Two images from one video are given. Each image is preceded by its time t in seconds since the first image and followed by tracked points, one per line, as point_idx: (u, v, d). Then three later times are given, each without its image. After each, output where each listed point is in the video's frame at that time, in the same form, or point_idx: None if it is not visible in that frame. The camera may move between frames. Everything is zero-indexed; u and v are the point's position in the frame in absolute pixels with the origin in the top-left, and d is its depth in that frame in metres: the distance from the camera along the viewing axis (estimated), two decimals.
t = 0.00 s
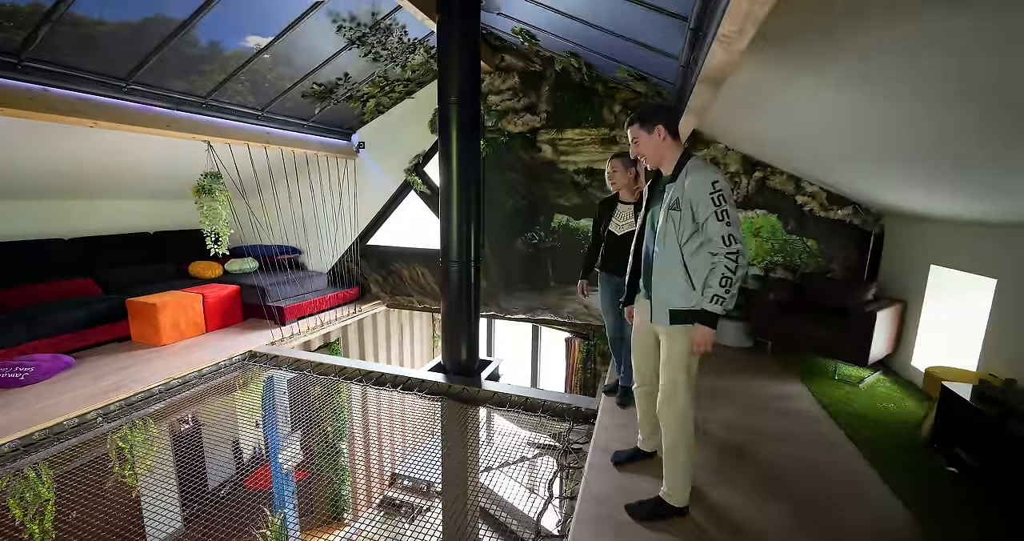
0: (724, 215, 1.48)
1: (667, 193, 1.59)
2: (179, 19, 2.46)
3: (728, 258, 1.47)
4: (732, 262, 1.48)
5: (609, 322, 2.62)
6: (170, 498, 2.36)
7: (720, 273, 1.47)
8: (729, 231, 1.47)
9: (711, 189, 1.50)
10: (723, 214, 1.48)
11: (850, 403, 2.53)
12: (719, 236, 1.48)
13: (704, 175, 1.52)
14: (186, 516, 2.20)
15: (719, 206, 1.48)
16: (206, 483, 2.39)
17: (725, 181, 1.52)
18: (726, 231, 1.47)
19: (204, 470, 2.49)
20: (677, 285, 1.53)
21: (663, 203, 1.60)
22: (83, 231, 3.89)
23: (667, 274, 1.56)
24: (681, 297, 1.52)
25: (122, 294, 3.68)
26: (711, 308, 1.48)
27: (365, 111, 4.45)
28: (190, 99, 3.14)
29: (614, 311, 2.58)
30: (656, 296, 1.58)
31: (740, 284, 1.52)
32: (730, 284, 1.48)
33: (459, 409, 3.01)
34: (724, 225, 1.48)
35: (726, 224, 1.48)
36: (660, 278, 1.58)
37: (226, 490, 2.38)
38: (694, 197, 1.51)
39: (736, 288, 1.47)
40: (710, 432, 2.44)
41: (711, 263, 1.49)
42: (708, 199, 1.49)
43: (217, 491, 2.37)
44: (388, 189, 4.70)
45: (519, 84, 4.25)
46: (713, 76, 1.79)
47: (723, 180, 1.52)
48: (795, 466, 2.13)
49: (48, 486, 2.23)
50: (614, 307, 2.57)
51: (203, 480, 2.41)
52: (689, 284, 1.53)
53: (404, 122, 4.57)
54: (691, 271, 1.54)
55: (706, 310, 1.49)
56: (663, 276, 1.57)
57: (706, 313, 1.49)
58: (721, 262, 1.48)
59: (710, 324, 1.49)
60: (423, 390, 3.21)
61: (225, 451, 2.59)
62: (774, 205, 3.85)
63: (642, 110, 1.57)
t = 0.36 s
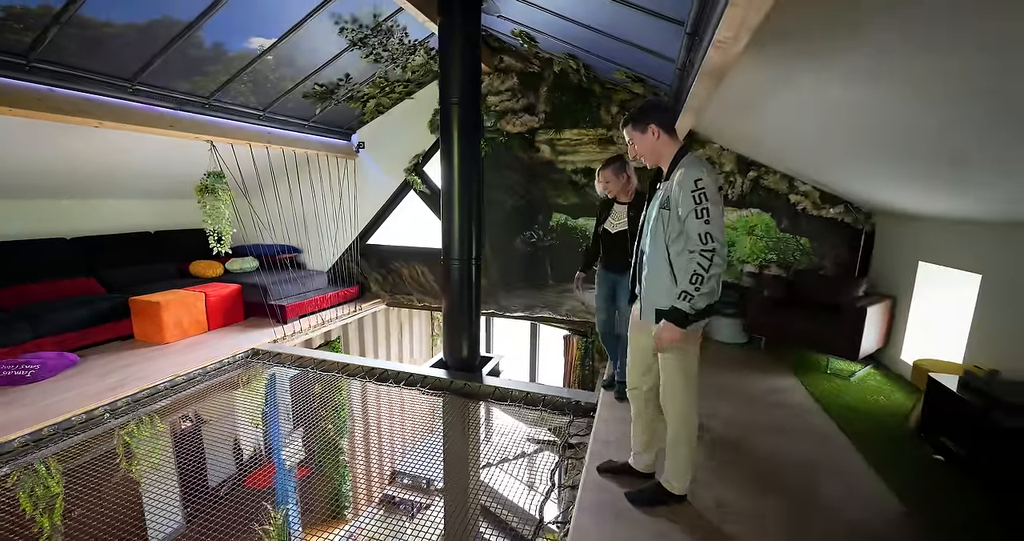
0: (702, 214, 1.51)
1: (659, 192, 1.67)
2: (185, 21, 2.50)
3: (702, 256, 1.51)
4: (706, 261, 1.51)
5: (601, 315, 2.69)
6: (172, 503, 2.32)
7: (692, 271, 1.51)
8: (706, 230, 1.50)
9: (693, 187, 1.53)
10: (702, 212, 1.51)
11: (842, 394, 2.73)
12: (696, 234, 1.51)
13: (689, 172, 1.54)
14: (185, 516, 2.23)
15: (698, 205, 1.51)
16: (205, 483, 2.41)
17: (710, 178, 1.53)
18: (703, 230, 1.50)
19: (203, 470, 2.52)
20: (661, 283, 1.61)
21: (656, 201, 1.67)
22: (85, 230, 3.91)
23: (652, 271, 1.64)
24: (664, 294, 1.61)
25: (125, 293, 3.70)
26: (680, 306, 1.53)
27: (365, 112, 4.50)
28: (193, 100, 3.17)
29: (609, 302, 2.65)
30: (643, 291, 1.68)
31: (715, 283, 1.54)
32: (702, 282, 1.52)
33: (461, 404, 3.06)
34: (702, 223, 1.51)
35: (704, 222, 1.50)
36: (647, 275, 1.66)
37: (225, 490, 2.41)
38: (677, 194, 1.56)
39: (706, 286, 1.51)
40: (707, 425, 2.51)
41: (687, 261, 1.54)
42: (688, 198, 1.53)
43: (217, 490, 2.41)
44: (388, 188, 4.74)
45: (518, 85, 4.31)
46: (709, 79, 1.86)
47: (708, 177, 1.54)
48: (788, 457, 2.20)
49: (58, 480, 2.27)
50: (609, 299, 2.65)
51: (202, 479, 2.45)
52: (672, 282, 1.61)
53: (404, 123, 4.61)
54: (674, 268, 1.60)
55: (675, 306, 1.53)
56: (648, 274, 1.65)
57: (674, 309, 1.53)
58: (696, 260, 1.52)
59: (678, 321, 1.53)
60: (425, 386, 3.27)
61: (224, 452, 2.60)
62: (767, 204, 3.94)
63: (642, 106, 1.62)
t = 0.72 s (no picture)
0: (694, 214, 1.57)
1: (650, 190, 1.71)
2: (185, 22, 2.52)
3: (694, 256, 1.58)
4: (698, 261, 1.58)
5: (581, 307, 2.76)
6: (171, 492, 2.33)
7: (686, 270, 1.58)
8: (698, 230, 1.56)
9: (684, 187, 1.58)
10: (693, 213, 1.57)
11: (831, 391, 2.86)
12: (688, 234, 1.58)
13: (680, 172, 1.60)
14: (184, 514, 2.24)
15: (691, 205, 1.57)
16: (203, 483, 2.42)
17: (700, 178, 1.59)
18: (695, 230, 1.57)
19: (201, 468, 2.52)
20: (652, 280, 1.66)
21: (647, 199, 1.71)
22: (82, 230, 3.91)
23: (643, 268, 1.68)
24: (655, 291, 1.65)
25: (123, 292, 3.71)
26: (675, 304, 1.60)
27: (362, 112, 4.52)
28: (192, 99, 3.19)
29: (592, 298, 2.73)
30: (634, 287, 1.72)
31: (707, 280, 1.62)
32: (694, 281, 1.59)
33: (460, 400, 3.11)
34: (693, 223, 1.57)
35: (695, 223, 1.57)
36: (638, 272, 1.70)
37: (224, 488, 2.42)
38: (668, 194, 1.61)
39: (698, 285, 1.59)
40: (701, 418, 2.57)
41: (680, 260, 1.60)
42: (681, 198, 1.58)
43: (216, 489, 2.42)
44: (385, 188, 4.77)
45: (515, 86, 4.36)
46: (703, 81, 1.92)
47: (698, 177, 1.60)
48: (778, 447, 2.27)
49: (60, 477, 2.28)
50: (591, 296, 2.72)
51: (200, 479, 2.45)
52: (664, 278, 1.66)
53: (401, 123, 4.64)
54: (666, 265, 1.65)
55: (671, 304, 1.60)
56: (640, 270, 1.69)
57: (670, 307, 1.60)
58: (688, 259, 1.58)
59: (671, 317, 1.60)
60: (424, 382, 3.32)
61: (222, 449, 2.61)
62: (760, 203, 4.05)
63: (637, 106, 1.67)
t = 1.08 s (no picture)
0: (682, 205, 1.61)
1: (638, 185, 1.75)
2: (184, 21, 2.53)
3: (683, 245, 1.61)
4: (687, 249, 1.61)
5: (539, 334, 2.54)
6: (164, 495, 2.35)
7: (675, 259, 1.61)
8: (686, 220, 1.60)
9: (671, 179, 1.63)
10: (681, 203, 1.61)
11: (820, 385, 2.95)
12: (676, 225, 1.61)
13: (667, 165, 1.64)
14: (180, 515, 2.24)
15: (677, 195, 1.61)
16: (198, 482, 2.42)
17: (685, 171, 1.64)
18: (683, 219, 1.60)
19: (196, 467, 2.52)
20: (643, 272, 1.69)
21: (635, 194, 1.76)
22: (77, 230, 3.91)
23: (635, 261, 1.73)
24: (647, 283, 1.69)
25: (119, 291, 3.71)
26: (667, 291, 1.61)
27: (358, 111, 4.54)
28: (189, 98, 3.19)
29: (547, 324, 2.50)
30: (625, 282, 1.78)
31: (696, 268, 1.65)
32: (684, 269, 1.62)
33: (458, 398, 3.14)
34: (681, 213, 1.61)
35: (683, 212, 1.60)
36: (630, 264, 1.75)
37: (219, 489, 2.44)
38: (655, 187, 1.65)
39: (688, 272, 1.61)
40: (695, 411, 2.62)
41: (668, 250, 1.63)
42: (669, 190, 1.62)
43: (211, 489, 2.43)
44: (381, 187, 4.79)
45: (510, 86, 4.40)
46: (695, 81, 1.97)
47: (684, 170, 1.64)
48: (769, 438, 2.32)
49: (60, 474, 2.30)
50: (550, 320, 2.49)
51: (196, 477, 2.45)
52: (654, 269, 1.70)
53: (397, 122, 4.67)
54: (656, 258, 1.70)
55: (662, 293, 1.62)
56: (632, 263, 1.74)
57: (661, 296, 1.61)
58: (677, 249, 1.62)
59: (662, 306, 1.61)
60: (423, 379, 3.35)
61: (217, 449, 2.61)
62: (751, 202, 4.08)
63: (621, 109, 1.72)
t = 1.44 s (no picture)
0: (674, 202, 1.66)
1: (626, 185, 1.78)
2: (187, 23, 2.57)
3: (678, 240, 1.67)
4: (681, 245, 1.67)
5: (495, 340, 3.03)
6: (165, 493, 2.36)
7: (672, 255, 1.66)
8: (678, 216, 1.65)
9: (661, 177, 1.67)
10: (672, 201, 1.66)
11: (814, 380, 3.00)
12: (669, 222, 1.66)
13: (655, 165, 1.68)
14: (180, 514, 2.25)
15: (668, 194, 1.66)
16: (199, 480, 2.43)
17: (674, 169, 1.69)
18: (676, 216, 1.66)
19: (198, 464, 2.53)
20: (639, 269, 1.73)
21: (625, 193, 1.78)
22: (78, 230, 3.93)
23: (631, 258, 1.75)
24: (644, 280, 1.72)
25: (120, 290, 3.74)
26: (666, 286, 1.69)
27: (357, 112, 4.57)
28: (190, 99, 3.22)
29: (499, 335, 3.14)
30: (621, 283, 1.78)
31: (691, 262, 1.70)
32: (681, 264, 1.68)
33: (457, 395, 3.18)
34: (673, 210, 1.66)
35: (676, 209, 1.66)
36: (626, 263, 1.77)
37: (219, 487, 2.45)
38: (646, 186, 1.68)
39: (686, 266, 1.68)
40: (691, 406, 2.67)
41: (664, 247, 1.68)
42: (658, 189, 1.66)
43: (211, 488, 2.44)
44: (381, 187, 4.83)
45: (508, 86, 4.44)
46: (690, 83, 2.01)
47: (672, 168, 1.69)
48: (764, 432, 2.37)
49: (64, 471, 2.33)
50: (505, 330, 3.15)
51: (196, 476, 2.46)
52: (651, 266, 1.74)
53: (396, 122, 4.70)
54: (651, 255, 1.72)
55: (662, 288, 1.69)
56: (629, 262, 1.75)
57: (662, 291, 1.69)
58: (672, 245, 1.67)
59: (660, 298, 1.70)
60: (423, 377, 3.38)
61: (218, 447, 2.64)
62: (747, 201, 4.11)
63: (602, 115, 1.74)
